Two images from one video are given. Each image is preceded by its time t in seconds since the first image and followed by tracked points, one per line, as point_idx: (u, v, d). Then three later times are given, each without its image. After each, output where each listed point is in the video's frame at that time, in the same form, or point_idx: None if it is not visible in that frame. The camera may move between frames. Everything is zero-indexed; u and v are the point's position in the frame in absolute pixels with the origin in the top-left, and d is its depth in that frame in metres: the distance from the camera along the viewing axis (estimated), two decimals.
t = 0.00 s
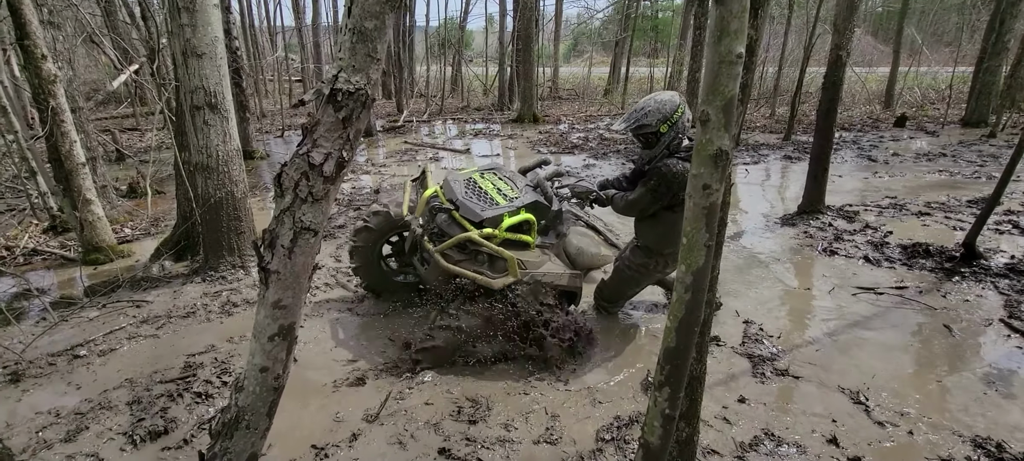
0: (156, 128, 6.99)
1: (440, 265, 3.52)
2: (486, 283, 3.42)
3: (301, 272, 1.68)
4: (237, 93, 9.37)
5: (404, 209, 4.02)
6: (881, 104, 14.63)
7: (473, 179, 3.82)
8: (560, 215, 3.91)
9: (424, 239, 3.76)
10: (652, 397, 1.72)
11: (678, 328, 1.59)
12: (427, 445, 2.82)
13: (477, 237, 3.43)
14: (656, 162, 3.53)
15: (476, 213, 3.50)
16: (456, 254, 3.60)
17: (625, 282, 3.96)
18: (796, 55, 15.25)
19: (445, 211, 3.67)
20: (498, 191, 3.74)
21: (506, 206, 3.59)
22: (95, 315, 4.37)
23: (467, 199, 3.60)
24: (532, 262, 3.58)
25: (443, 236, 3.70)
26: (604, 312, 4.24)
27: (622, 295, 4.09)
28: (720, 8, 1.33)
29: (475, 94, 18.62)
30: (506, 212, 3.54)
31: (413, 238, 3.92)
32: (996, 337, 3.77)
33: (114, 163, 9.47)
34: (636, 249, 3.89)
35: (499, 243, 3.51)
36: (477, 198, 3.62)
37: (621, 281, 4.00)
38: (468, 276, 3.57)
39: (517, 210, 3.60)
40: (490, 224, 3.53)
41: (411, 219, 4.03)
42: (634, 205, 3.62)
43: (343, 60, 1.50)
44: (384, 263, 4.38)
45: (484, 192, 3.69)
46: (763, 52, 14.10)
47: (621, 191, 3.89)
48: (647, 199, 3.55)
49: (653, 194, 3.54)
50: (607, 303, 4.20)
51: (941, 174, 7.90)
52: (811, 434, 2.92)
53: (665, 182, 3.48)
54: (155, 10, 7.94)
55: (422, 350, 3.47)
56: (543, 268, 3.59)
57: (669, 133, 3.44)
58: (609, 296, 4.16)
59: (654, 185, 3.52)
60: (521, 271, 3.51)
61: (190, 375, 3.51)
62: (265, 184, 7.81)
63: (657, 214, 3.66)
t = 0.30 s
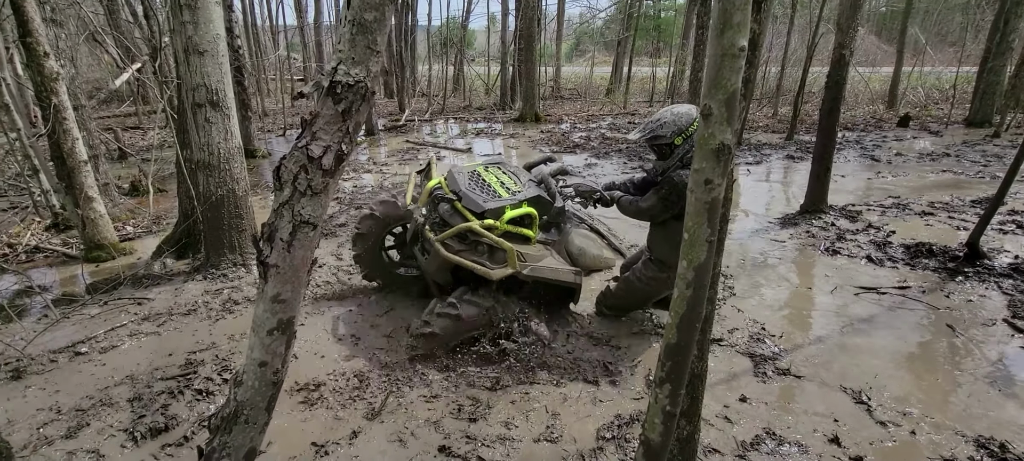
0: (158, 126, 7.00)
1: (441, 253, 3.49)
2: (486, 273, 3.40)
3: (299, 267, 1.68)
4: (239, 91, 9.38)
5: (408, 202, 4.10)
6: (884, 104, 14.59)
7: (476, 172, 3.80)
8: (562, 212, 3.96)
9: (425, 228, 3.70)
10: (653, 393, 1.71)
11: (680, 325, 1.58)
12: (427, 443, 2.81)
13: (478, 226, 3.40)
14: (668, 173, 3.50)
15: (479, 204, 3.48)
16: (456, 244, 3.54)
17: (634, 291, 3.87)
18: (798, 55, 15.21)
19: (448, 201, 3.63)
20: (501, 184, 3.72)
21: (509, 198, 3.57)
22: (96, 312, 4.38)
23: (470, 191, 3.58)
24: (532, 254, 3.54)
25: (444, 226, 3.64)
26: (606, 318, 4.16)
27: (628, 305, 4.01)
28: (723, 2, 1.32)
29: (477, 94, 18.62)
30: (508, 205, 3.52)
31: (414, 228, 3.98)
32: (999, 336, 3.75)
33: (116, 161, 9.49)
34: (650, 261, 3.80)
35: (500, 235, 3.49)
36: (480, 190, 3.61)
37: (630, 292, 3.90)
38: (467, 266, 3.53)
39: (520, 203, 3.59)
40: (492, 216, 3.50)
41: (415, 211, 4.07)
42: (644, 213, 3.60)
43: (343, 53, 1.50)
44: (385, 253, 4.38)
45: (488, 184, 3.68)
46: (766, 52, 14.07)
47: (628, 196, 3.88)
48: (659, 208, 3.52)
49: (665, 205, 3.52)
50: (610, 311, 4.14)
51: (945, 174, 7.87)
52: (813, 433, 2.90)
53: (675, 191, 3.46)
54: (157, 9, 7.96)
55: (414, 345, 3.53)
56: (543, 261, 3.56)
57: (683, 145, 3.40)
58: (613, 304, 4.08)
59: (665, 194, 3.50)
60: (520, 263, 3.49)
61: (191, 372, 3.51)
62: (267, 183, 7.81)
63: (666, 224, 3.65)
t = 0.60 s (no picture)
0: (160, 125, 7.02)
1: (437, 257, 3.51)
2: (483, 276, 3.41)
3: (299, 267, 1.68)
4: (240, 90, 9.40)
5: (404, 201, 4.03)
6: (886, 102, 14.56)
7: (472, 173, 3.81)
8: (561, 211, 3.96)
9: (422, 230, 3.72)
10: (651, 394, 1.71)
11: (678, 326, 1.58)
12: (427, 442, 2.82)
13: (475, 229, 3.42)
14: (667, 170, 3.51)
15: (474, 206, 3.49)
16: (454, 246, 3.57)
17: (635, 292, 3.87)
18: (800, 53, 15.18)
19: (444, 204, 3.64)
20: (498, 185, 3.73)
21: (505, 199, 3.57)
22: (98, 311, 4.39)
23: (466, 193, 3.59)
24: (529, 255, 3.55)
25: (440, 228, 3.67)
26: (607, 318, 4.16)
27: (630, 305, 4.00)
28: (720, 2, 1.32)
29: (479, 92, 18.63)
30: (504, 206, 3.52)
31: (411, 230, 3.94)
32: (1000, 336, 3.74)
33: (118, 160, 9.52)
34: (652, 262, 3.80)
35: (497, 236, 3.50)
36: (476, 192, 3.62)
37: (631, 293, 3.89)
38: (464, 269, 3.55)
39: (516, 204, 3.59)
40: (488, 218, 3.51)
41: (411, 211, 3.98)
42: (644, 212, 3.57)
43: (341, 55, 1.50)
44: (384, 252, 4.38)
45: (483, 185, 3.68)
46: (767, 51, 14.05)
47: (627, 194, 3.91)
48: (660, 206, 3.51)
49: (665, 203, 3.52)
50: (612, 311, 4.13)
51: (947, 173, 7.85)
52: (813, 433, 2.90)
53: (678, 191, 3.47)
54: (159, 9, 7.97)
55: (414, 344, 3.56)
56: (540, 263, 3.56)
57: (681, 140, 3.40)
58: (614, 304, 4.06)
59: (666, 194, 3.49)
60: (517, 265, 3.50)
61: (192, 371, 3.52)
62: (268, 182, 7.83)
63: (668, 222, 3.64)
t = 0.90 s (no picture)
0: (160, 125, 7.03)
1: (438, 257, 3.51)
2: (484, 275, 3.41)
3: (296, 268, 1.68)
4: (240, 89, 9.40)
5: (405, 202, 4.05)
6: (887, 100, 14.53)
7: (472, 173, 3.81)
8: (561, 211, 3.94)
9: (423, 230, 3.73)
10: (649, 393, 1.71)
11: (676, 325, 1.58)
12: (427, 442, 2.82)
13: (475, 229, 3.43)
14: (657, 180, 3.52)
15: (475, 206, 3.50)
16: (454, 246, 3.57)
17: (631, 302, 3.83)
18: (801, 51, 15.15)
19: (445, 204, 3.65)
20: (498, 185, 3.73)
21: (505, 199, 3.57)
22: (99, 310, 4.40)
23: (467, 193, 3.59)
24: (530, 254, 3.55)
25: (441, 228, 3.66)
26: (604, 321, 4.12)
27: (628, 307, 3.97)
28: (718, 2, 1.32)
29: (479, 91, 18.61)
30: (505, 206, 3.52)
31: (412, 230, 3.96)
32: (1001, 335, 3.74)
33: (119, 160, 9.52)
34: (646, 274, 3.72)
35: (497, 236, 3.50)
36: (476, 191, 3.62)
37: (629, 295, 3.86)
38: (465, 268, 3.55)
39: (516, 204, 3.59)
40: (489, 217, 3.52)
41: (411, 212, 4.01)
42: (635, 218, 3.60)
43: (338, 55, 1.50)
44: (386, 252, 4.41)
45: (484, 186, 3.69)
46: (768, 49, 14.03)
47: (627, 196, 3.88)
48: (646, 213, 3.54)
49: (651, 212, 3.54)
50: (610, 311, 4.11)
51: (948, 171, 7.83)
52: (813, 432, 2.90)
53: (664, 203, 3.45)
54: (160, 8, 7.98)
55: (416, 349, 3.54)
56: (541, 261, 3.56)
57: (673, 151, 3.38)
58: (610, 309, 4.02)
59: (653, 203, 3.50)
60: (518, 264, 3.49)
61: (193, 370, 3.52)
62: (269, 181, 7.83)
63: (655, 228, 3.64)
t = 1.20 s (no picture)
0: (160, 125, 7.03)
1: (440, 254, 3.51)
2: (484, 273, 3.40)
3: (296, 265, 1.68)
4: (240, 89, 9.39)
5: (407, 201, 4.13)
6: (887, 99, 14.51)
7: (474, 172, 3.81)
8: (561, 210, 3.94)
9: (425, 228, 3.74)
10: (651, 390, 1.70)
11: (677, 322, 1.57)
12: (428, 440, 2.82)
13: (476, 226, 3.43)
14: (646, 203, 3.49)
15: (476, 204, 3.50)
16: (455, 244, 3.57)
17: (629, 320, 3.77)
18: (801, 50, 15.12)
19: (446, 202, 3.66)
20: (499, 184, 3.72)
21: (506, 197, 3.58)
22: (100, 310, 4.40)
23: (468, 191, 3.59)
24: (531, 253, 3.56)
25: (443, 226, 3.66)
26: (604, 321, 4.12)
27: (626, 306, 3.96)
28: None
29: (479, 91, 18.61)
30: (506, 204, 3.52)
31: (413, 229, 4.03)
32: (1002, 332, 3.73)
33: (119, 160, 9.53)
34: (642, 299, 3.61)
35: (498, 234, 3.50)
36: (477, 190, 3.62)
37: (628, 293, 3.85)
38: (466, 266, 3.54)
39: (517, 202, 3.59)
40: (490, 216, 3.52)
41: (411, 211, 4.12)
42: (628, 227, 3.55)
43: (337, 50, 1.50)
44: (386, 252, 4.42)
45: (485, 184, 3.68)
46: (768, 47, 14.02)
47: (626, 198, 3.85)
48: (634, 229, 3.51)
49: (639, 230, 3.50)
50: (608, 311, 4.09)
51: (949, 169, 7.82)
52: (814, 430, 2.90)
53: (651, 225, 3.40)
54: (159, 8, 7.97)
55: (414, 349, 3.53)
56: (541, 260, 3.56)
57: (660, 178, 3.32)
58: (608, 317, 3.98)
59: (638, 220, 3.47)
60: (518, 263, 3.49)
61: (193, 369, 3.52)
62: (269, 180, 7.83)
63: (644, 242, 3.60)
